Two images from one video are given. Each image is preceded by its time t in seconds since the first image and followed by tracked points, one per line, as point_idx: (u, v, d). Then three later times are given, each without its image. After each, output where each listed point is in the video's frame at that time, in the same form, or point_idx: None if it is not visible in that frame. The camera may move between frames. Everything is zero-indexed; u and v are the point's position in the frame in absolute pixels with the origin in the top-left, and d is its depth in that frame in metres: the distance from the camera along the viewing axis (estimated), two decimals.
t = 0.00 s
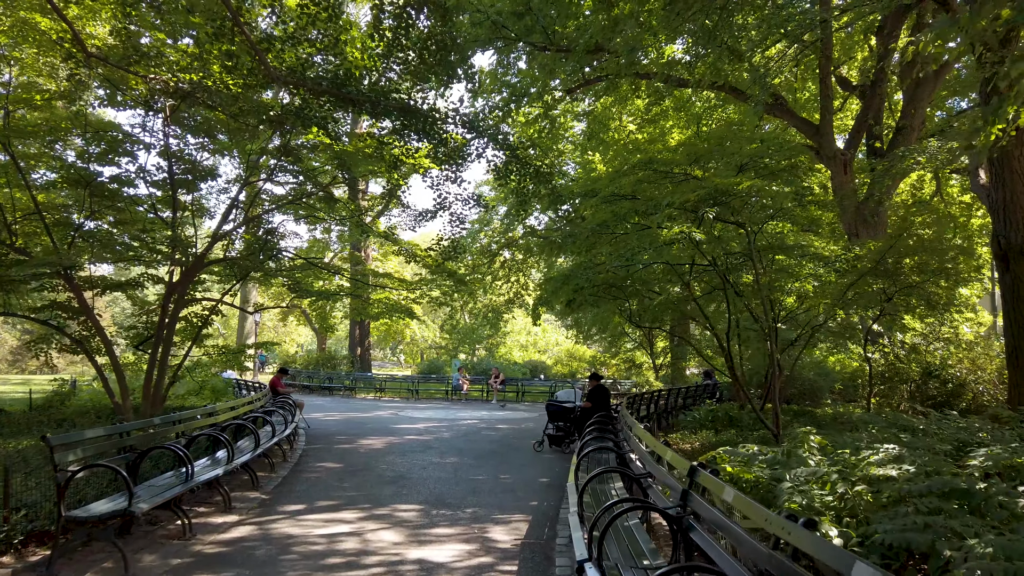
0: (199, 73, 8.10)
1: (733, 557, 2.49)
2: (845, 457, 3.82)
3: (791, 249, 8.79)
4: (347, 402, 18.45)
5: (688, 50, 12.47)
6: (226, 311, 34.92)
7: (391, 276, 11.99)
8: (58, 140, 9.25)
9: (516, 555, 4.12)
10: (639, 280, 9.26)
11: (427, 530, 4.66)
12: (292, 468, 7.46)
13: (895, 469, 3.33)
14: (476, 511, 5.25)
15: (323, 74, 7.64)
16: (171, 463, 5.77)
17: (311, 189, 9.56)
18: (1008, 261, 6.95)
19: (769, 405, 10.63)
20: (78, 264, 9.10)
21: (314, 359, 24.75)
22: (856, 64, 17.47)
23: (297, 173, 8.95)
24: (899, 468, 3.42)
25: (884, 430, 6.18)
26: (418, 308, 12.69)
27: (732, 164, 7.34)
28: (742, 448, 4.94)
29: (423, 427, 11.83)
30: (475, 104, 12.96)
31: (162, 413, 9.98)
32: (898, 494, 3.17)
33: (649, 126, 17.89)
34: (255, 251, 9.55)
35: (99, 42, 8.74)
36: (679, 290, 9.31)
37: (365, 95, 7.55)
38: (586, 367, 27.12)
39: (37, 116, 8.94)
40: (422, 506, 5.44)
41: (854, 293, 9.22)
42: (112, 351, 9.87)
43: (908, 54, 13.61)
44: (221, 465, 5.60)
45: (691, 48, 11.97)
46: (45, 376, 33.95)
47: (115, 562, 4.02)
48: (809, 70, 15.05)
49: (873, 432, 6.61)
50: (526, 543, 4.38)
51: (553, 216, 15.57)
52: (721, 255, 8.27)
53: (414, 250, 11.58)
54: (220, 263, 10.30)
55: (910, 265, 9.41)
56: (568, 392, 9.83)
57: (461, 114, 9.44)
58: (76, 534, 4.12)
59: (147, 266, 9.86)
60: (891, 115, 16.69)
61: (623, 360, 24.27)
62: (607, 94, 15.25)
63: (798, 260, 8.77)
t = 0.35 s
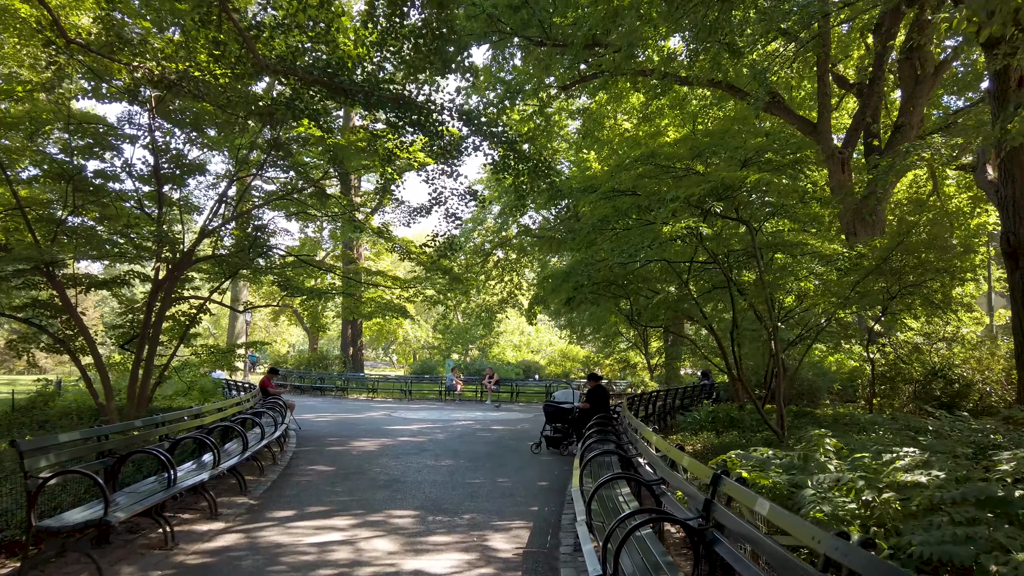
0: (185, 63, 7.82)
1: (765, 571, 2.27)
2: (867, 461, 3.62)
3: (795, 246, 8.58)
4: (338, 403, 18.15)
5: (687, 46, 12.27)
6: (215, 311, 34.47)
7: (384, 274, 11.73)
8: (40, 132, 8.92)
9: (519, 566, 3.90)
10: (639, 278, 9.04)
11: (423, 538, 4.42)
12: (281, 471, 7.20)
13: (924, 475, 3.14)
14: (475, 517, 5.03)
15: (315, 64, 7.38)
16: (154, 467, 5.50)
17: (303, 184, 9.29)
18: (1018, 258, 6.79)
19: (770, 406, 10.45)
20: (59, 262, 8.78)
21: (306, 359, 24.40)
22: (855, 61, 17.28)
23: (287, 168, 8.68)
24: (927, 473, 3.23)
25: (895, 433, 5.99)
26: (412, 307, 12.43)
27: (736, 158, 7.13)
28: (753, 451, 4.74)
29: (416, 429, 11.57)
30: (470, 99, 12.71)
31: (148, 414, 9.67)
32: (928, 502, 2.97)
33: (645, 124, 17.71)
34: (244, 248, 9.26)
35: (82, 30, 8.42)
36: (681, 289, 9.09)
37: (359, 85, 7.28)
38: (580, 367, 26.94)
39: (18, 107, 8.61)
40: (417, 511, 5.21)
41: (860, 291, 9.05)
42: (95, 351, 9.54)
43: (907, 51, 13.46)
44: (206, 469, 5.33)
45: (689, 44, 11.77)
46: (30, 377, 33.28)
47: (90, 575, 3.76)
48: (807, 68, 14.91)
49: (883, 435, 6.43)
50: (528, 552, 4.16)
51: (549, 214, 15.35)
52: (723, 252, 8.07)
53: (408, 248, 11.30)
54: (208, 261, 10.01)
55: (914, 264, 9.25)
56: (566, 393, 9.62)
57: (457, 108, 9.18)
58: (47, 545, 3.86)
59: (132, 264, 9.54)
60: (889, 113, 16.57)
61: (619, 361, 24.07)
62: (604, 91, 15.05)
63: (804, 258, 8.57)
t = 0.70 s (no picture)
0: (173, 51, 7.51)
1: None
2: (896, 466, 3.39)
3: (804, 242, 8.34)
4: (333, 404, 17.83)
5: (688, 39, 12.04)
6: (207, 312, 33.99)
7: (379, 272, 11.44)
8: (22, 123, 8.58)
9: None
10: (643, 275, 8.78)
11: (421, 548, 4.17)
12: (272, 476, 6.93)
13: (963, 482, 2.91)
14: (475, 525, 4.77)
15: (308, 52, 7.10)
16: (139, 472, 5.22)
17: (295, 179, 9.00)
18: None
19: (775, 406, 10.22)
20: (42, 258, 8.45)
21: (300, 359, 24.04)
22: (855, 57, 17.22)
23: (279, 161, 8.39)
24: (964, 480, 3.00)
25: (912, 435, 5.77)
26: (408, 305, 12.14)
27: (745, 149, 6.88)
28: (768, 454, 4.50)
29: (412, 430, 11.29)
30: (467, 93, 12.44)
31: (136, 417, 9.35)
32: (970, 512, 2.74)
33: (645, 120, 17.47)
34: (235, 244, 8.95)
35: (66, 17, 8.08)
36: (685, 286, 8.82)
37: (354, 74, 7.02)
38: (576, 367, 26.69)
39: None
40: (414, 518, 4.95)
41: (868, 289, 8.83)
42: (81, 351, 9.21)
43: (910, 45, 13.45)
44: (192, 475, 5.07)
45: (691, 37, 11.54)
46: (19, 377, 32.68)
47: None
48: (808, 63, 14.72)
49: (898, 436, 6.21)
50: (534, 563, 3.91)
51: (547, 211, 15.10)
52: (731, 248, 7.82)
53: (404, 245, 11.02)
54: (198, 258, 9.70)
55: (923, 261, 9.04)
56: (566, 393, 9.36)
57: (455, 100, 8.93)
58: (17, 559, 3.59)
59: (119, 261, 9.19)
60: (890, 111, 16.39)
61: (616, 360, 23.82)
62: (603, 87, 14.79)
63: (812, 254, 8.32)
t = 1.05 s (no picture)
0: (165, 41, 7.25)
1: None
2: (929, 476, 3.18)
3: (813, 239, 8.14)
4: (329, 405, 17.55)
5: (692, 34, 11.84)
6: (202, 311, 33.62)
7: (377, 271, 11.21)
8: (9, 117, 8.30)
9: None
10: (648, 274, 8.56)
11: (423, 561, 3.95)
12: (268, 480, 6.71)
13: (1007, 494, 2.71)
14: (479, 535, 4.56)
15: (303, 42, 6.86)
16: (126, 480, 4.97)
17: (291, 174, 8.78)
18: None
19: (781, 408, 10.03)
20: (29, 255, 8.17)
21: (296, 360, 23.79)
22: (857, 55, 17.00)
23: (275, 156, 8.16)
24: (1006, 491, 2.80)
25: (930, 440, 5.58)
26: (406, 305, 11.92)
27: (756, 144, 6.67)
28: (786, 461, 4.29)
29: (411, 432, 11.06)
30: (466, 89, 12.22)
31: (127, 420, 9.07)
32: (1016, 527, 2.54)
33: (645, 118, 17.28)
34: (229, 242, 8.70)
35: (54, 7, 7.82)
36: (691, 284, 8.61)
37: (352, 65, 6.79)
38: (574, 368, 26.51)
39: None
40: (415, 527, 4.74)
41: (878, 288, 8.63)
42: (70, 352, 8.93)
43: (914, 41, 13.23)
44: (182, 482, 4.84)
45: (695, 31, 11.35)
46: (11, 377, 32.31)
47: None
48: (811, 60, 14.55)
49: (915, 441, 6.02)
50: None
51: (546, 211, 14.91)
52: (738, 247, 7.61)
53: (402, 243, 10.80)
54: (191, 256, 9.44)
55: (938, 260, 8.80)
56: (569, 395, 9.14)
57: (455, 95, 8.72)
58: None
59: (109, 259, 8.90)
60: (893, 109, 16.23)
61: (615, 360, 23.63)
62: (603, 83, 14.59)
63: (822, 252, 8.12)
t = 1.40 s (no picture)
0: (156, 27, 6.99)
1: None
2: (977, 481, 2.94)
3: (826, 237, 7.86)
4: (326, 406, 17.25)
5: (696, 27, 11.59)
6: (196, 311, 33.22)
7: (375, 268, 10.92)
8: None
9: None
10: (655, 271, 8.32)
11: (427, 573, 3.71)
12: (263, 483, 6.45)
13: None
14: (486, 543, 4.31)
15: (298, 27, 6.58)
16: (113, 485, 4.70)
17: (286, 167, 8.50)
18: None
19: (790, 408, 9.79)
20: (15, 250, 7.88)
21: (292, 360, 23.46)
22: (859, 52, 16.63)
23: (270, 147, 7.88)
24: None
25: (954, 442, 5.35)
26: (405, 303, 11.65)
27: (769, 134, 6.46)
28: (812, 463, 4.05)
29: (410, 433, 10.79)
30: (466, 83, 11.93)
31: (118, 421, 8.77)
32: None
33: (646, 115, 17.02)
34: (223, 237, 8.43)
35: None
36: (699, 281, 8.38)
37: (349, 51, 6.55)
38: (572, 368, 26.23)
39: None
40: (417, 535, 4.49)
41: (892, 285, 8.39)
42: (58, 351, 8.64)
43: (919, 37, 12.89)
44: (171, 488, 4.57)
45: (700, 24, 11.10)
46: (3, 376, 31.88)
47: None
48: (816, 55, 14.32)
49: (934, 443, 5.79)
50: None
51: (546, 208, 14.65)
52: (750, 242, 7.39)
53: (400, 240, 10.52)
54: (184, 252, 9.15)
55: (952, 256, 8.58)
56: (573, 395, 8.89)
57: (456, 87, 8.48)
58: None
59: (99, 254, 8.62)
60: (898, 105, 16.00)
61: (614, 360, 23.41)
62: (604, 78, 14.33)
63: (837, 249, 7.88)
